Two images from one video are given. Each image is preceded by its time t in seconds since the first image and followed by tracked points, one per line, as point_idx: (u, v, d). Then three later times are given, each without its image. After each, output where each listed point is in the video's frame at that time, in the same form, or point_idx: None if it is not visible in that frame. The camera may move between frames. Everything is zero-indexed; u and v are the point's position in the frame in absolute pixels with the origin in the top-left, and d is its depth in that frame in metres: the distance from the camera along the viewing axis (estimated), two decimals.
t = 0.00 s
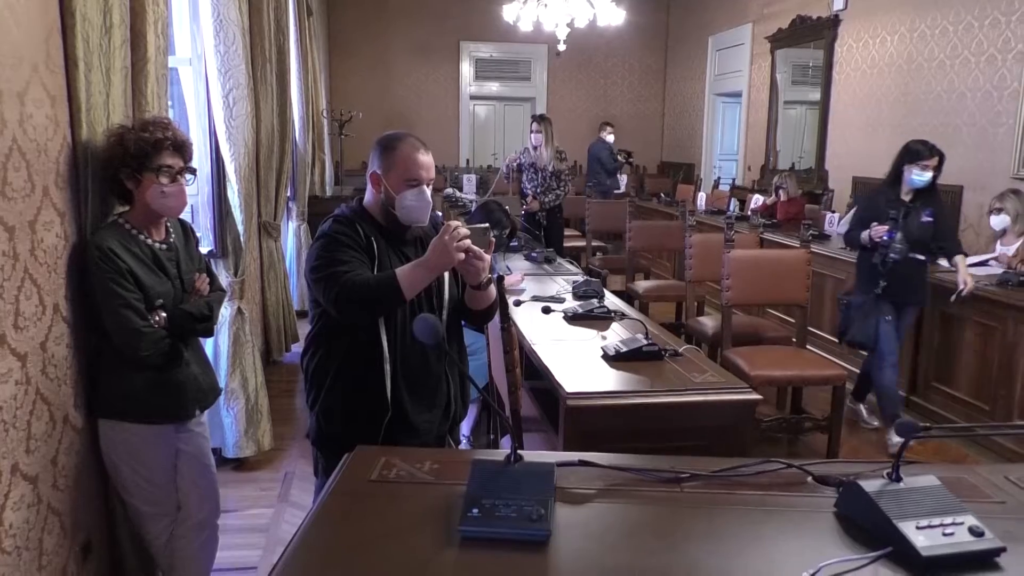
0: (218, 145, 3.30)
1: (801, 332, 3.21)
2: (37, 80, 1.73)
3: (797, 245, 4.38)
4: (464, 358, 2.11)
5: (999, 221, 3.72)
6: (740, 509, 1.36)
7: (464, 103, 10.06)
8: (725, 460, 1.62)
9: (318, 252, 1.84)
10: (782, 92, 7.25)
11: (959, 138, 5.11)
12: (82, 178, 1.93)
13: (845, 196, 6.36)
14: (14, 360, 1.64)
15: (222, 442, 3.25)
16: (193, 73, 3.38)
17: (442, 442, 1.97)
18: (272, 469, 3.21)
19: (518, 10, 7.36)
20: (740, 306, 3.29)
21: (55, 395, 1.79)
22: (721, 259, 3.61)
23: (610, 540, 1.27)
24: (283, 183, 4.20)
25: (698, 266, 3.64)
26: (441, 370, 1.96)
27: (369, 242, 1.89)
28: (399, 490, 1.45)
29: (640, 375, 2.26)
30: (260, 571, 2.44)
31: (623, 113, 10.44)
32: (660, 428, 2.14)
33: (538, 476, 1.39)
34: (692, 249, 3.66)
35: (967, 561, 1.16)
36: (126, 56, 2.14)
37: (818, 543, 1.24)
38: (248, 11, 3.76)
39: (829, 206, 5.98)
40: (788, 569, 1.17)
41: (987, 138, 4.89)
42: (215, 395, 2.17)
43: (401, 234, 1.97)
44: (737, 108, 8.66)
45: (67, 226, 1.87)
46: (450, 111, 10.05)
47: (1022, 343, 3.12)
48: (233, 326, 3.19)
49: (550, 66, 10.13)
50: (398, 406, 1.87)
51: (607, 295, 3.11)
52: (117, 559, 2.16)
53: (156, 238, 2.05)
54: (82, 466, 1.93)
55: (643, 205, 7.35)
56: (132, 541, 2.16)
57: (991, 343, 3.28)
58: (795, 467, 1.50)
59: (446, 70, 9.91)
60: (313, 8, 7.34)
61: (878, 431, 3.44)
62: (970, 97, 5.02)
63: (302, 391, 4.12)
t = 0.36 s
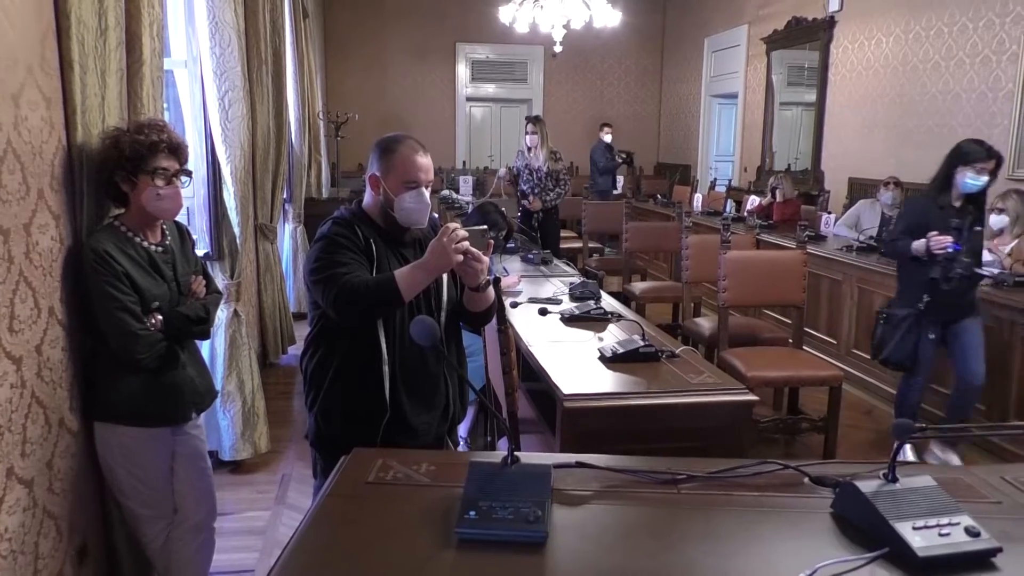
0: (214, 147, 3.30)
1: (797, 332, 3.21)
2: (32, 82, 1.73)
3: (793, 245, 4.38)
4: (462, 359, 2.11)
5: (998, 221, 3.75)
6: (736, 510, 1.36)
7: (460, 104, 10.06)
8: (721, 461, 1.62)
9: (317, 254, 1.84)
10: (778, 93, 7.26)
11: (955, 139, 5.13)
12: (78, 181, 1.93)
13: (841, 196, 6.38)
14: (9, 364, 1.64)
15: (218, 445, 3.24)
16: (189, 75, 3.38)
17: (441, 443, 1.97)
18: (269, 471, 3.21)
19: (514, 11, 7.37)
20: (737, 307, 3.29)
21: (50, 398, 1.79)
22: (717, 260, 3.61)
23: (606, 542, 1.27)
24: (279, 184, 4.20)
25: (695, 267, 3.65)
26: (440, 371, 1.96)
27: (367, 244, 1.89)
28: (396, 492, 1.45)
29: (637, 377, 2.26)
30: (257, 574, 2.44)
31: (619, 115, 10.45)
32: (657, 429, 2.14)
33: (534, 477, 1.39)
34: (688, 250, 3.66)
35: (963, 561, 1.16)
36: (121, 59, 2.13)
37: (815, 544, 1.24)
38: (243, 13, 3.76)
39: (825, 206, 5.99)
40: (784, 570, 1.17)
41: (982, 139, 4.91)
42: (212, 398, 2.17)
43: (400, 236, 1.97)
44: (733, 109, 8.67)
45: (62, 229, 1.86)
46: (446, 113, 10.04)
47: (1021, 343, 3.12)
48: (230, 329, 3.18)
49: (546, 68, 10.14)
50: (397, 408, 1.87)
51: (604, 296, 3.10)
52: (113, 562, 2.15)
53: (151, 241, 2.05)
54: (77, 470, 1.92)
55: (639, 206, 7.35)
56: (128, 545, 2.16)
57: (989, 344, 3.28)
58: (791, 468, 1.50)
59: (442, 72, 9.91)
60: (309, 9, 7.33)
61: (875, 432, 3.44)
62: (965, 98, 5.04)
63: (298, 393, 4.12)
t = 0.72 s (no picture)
0: (213, 145, 3.29)
1: (796, 330, 3.22)
2: (31, 80, 1.73)
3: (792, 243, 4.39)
4: (463, 357, 2.11)
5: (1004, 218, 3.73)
6: (734, 507, 1.37)
7: (459, 101, 10.05)
8: (721, 459, 1.63)
9: (319, 252, 1.84)
10: (777, 91, 7.26)
11: (954, 136, 5.12)
12: (77, 179, 1.93)
13: (840, 194, 6.38)
14: (9, 362, 1.64)
15: (217, 443, 3.23)
16: (188, 73, 3.37)
17: (442, 440, 1.97)
18: (269, 469, 3.21)
19: (513, 8, 7.36)
20: (736, 304, 3.29)
21: (50, 396, 1.79)
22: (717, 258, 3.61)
23: (606, 540, 1.27)
24: (279, 182, 4.19)
25: (694, 265, 3.65)
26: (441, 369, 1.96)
27: (369, 242, 1.89)
28: (395, 490, 1.45)
29: (636, 375, 2.26)
30: (257, 571, 2.44)
31: (618, 112, 10.44)
32: (657, 427, 2.14)
33: (534, 475, 1.39)
34: (687, 248, 3.66)
35: (962, 559, 1.16)
36: (120, 56, 2.13)
37: (814, 541, 1.24)
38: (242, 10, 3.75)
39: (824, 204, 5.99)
40: (784, 568, 1.17)
41: (981, 136, 4.91)
42: (212, 395, 2.17)
43: (401, 233, 1.97)
44: (732, 107, 8.66)
45: (62, 226, 1.86)
46: (445, 110, 10.03)
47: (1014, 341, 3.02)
48: (229, 326, 3.18)
49: (545, 65, 10.13)
50: (398, 405, 1.87)
51: (603, 293, 3.10)
52: (112, 560, 2.15)
53: (151, 238, 2.05)
54: (77, 467, 1.93)
55: (638, 203, 7.35)
56: (128, 543, 2.16)
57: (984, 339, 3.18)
58: (790, 466, 1.50)
59: (441, 69, 9.91)
60: (308, 6, 7.33)
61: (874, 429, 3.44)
62: (964, 95, 5.04)
63: (298, 390, 4.12)
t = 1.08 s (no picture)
0: (211, 142, 3.29)
1: (793, 330, 3.22)
2: (28, 77, 1.72)
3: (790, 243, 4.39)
4: (463, 356, 2.12)
5: (1003, 220, 3.71)
6: (728, 507, 1.37)
7: (458, 100, 10.04)
8: (717, 458, 1.63)
9: (319, 249, 1.84)
10: (775, 91, 7.26)
11: (951, 137, 5.13)
12: (74, 176, 1.92)
13: (838, 194, 6.39)
14: (5, 359, 1.63)
15: (214, 441, 3.23)
16: (186, 70, 3.37)
17: (441, 439, 1.98)
18: (266, 467, 3.21)
19: (512, 7, 7.35)
20: (733, 304, 3.29)
21: (46, 393, 1.79)
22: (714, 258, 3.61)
23: (601, 539, 1.27)
24: (276, 180, 4.19)
25: (691, 264, 3.65)
26: (440, 367, 1.97)
27: (369, 240, 1.89)
28: (391, 489, 1.45)
29: (633, 374, 2.26)
30: (253, 570, 2.44)
31: (616, 111, 10.44)
32: (653, 426, 2.15)
33: (530, 474, 1.40)
34: (685, 247, 3.66)
35: (956, 559, 1.17)
36: (118, 53, 2.13)
37: (809, 541, 1.25)
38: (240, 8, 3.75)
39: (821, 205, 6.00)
40: (779, 568, 1.18)
41: (978, 137, 4.92)
42: (209, 393, 2.17)
43: (401, 232, 1.97)
44: (730, 107, 8.66)
45: (59, 224, 1.86)
46: (444, 109, 10.03)
47: (1010, 342, 3.02)
48: (226, 324, 3.18)
49: (544, 64, 10.12)
50: (397, 403, 1.88)
51: (600, 293, 3.10)
52: (109, 558, 2.14)
53: (148, 236, 2.04)
54: (74, 465, 1.92)
55: (636, 203, 7.35)
56: (124, 540, 2.16)
57: (981, 341, 3.18)
58: (785, 465, 1.51)
59: (440, 68, 9.90)
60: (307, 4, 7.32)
61: (869, 429, 3.45)
62: (962, 96, 5.04)
63: (295, 389, 4.12)
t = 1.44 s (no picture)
0: (208, 141, 3.29)
1: (790, 332, 3.23)
2: (26, 75, 1.72)
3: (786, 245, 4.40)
4: (461, 356, 2.12)
5: (999, 224, 3.72)
6: (725, 508, 1.37)
7: (456, 100, 10.04)
8: (713, 460, 1.63)
9: (320, 248, 1.84)
10: (773, 93, 7.27)
11: (948, 140, 5.14)
12: (71, 174, 1.92)
13: (834, 197, 6.40)
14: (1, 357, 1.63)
15: (210, 440, 3.23)
16: (183, 69, 3.36)
17: (439, 438, 1.98)
18: (262, 466, 3.21)
19: (510, 8, 7.34)
20: (729, 306, 3.30)
21: (43, 391, 1.79)
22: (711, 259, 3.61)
23: (598, 539, 1.28)
24: (274, 179, 4.18)
25: (688, 265, 3.65)
26: (439, 367, 1.97)
27: (369, 239, 1.89)
28: (389, 489, 1.45)
29: (630, 375, 2.27)
30: (249, 569, 2.44)
31: (614, 112, 10.44)
32: (649, 428, 2.15)
33: (526, 475, 1.40)
34: (682, 248, 3.66)
35: (951, 561, 1.17)
36: (116, 52, 2.12)
37: (804, 543, 1.25)
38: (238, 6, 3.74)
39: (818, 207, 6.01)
40: (775, 569, 1.18)
41: (974, 140, 4.93)
42: (205, 391, 2.16)
43: (401, 231, 1.97)
44: (728, 108, 8.63)
45: (56, 222, 1.86)
46: (442, 109, 10.03)
47: (1007, 345, 3.03)
48: (223, 323, 3.17)
49: (542, 64, 10.12)
50: (396, 402, 1.88)
51: (597, 293, 3.10)
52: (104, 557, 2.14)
53: (145, 235, 2.04)
54: (70, 463, 1.92)
55: (633, 204, 7.36)
56: (119, 539, 2.15)
57: (977, 344, 3.18)
58: (782, 467, 1.51)
59: (438, 68, 9.90)
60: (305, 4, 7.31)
61: (866, 431, 3.46)
62: (959, 99, 5.05)
63: (291, 388, 4.11)
